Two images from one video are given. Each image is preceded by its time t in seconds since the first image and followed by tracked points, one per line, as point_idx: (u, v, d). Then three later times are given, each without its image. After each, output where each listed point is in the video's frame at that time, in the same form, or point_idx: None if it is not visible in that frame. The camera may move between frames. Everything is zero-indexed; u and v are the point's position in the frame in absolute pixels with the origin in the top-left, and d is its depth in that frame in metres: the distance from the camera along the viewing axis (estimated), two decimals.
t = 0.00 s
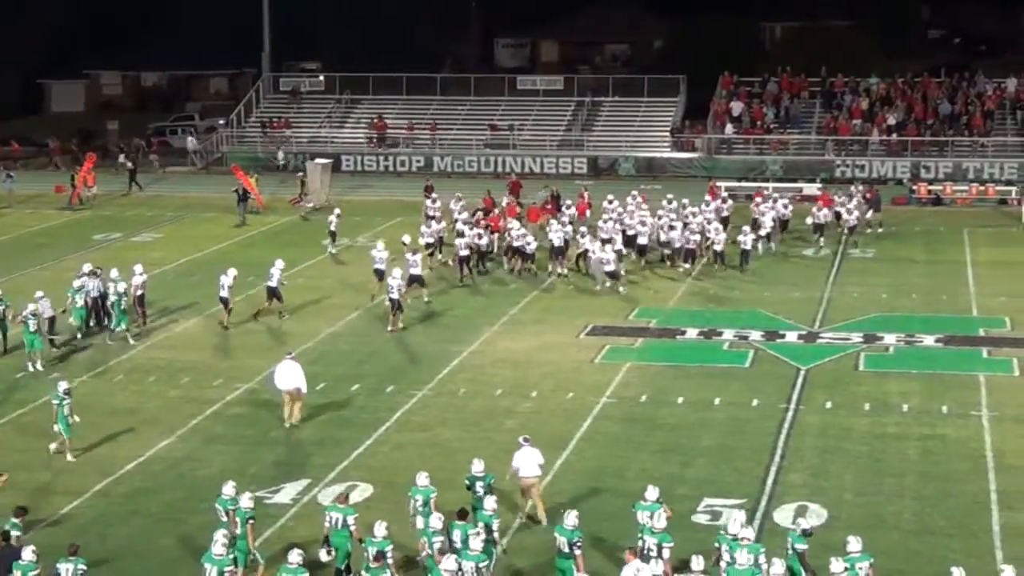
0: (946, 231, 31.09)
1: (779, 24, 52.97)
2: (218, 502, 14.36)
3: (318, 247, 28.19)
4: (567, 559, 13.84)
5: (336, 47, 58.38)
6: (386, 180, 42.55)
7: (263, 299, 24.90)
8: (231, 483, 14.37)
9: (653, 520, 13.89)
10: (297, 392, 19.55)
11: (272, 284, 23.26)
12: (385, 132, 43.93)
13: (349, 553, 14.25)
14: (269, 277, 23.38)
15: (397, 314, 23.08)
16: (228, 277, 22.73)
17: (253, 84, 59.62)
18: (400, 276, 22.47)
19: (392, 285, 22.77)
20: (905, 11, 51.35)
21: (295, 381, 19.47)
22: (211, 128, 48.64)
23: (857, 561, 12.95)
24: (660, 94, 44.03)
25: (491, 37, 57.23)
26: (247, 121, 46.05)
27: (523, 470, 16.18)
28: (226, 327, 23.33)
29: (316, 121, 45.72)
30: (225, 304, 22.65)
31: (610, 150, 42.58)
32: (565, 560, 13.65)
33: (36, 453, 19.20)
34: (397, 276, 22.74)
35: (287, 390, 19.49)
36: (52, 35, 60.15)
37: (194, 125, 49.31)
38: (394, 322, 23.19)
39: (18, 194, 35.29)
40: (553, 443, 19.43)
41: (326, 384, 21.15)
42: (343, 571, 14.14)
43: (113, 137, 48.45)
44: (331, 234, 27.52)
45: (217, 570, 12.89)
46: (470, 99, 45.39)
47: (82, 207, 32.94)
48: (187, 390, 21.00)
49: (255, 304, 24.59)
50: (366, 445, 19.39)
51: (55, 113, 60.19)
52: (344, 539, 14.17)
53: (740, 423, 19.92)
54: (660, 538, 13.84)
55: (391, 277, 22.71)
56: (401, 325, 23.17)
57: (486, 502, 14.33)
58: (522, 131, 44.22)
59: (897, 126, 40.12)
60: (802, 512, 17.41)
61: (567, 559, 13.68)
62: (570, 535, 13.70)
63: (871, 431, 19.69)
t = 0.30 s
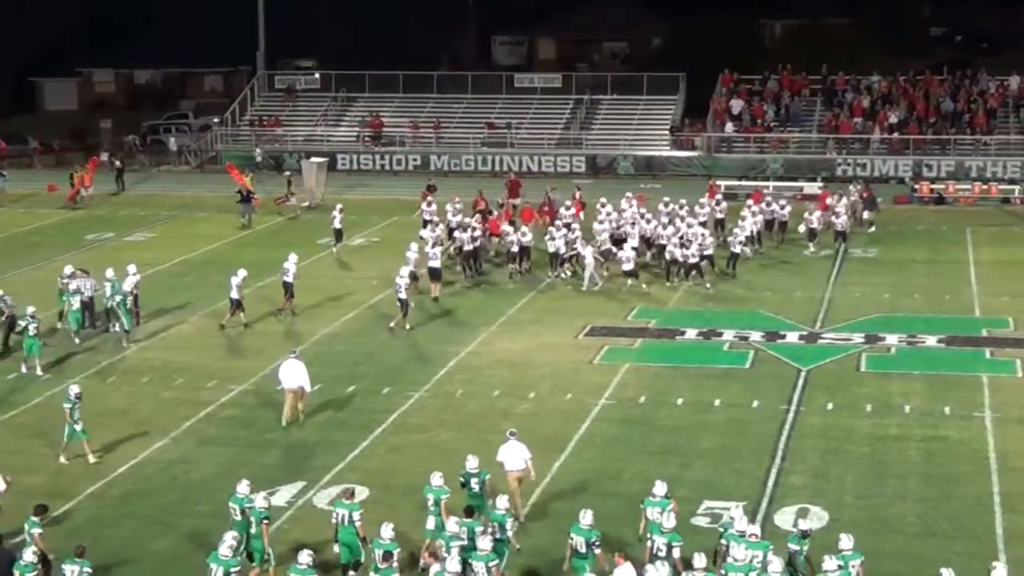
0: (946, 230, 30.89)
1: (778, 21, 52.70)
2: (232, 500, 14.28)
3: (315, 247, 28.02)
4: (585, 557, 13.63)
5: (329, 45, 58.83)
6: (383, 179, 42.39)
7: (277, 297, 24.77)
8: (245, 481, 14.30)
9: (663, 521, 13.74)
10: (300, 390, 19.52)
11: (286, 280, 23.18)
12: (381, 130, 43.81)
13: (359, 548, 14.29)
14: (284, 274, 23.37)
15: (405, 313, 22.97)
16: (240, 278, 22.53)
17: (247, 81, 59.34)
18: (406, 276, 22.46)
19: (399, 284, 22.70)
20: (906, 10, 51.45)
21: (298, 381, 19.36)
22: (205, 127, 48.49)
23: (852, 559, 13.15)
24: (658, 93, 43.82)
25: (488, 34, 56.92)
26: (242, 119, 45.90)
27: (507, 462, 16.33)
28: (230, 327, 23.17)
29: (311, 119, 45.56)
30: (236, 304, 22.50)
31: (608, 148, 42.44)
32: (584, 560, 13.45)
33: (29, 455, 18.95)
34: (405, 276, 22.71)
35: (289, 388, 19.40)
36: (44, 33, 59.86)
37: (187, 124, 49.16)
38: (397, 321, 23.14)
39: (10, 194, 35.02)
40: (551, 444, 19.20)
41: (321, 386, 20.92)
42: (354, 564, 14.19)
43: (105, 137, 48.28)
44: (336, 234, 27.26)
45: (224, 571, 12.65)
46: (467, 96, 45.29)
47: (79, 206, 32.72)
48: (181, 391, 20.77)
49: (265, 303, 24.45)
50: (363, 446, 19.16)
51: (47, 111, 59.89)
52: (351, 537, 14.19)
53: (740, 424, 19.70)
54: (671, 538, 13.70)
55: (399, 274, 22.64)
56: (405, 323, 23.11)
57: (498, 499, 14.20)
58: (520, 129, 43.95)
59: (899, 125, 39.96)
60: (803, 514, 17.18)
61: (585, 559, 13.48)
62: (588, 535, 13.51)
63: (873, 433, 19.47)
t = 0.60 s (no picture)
0: (953, 228, 30.29)
1: (781, 14, 51.82)
2: (236, 503, 14.00)
3: (305, 247, 27.43)
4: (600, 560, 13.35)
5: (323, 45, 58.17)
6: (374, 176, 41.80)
7: (284, 297, 24.27)
8: (248, 483, 14.02)
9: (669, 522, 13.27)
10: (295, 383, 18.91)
11: (295, 277, 22.78)
12: (372, 125, 43.23)
13: (361, 550, 14.05)
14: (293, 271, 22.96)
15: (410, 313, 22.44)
16: (240, 275, 21.96)
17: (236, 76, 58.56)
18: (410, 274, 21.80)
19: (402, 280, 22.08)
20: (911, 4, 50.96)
21: (297, 374, 18.74)
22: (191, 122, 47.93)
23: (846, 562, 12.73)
24: (657, 88, 43.30)
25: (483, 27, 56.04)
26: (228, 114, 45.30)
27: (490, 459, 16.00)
28: (239, 327, 22.60)
29: (301, 114, 44.96)
30: (238, 302, 21.90)
31: (605, 145, 41.89)
32: (597, 562, 13.17)
33: (8, 461, 18.36)
34: (408, 272, 22.08)
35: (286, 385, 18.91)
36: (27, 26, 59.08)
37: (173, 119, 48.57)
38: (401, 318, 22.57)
39: None
40: (548, 449, 18.61)
41: (308, 389, 20.35)
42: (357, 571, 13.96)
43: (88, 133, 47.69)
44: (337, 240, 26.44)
45: None
46: (461, 91, 44.58)
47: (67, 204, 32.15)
48: (166, 394, 20.19)
49: (261, 301, 23.94)
50: (353, 451, 18.56)
51: (29, 105, 59.08)
52: (355, 540, 13.90)
53: (742, 428, 19.11)
54: (677, 538, 13.20)
55: (402, 271, 22.02)
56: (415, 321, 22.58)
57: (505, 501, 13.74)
58: (515, 124, 43.43)
59: (906, 119, 39.35)
60: (806, 520, 16.59)
61: (599, 562, 13.20)
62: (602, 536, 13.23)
63: (879, 437, 18.88)
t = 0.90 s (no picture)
0: (960, 226, 29.63)
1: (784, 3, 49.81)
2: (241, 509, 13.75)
3: (298, 246, 26.79)
4: (615, 563, 12.87)
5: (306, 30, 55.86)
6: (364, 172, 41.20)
7: (275, 296, 23.78)
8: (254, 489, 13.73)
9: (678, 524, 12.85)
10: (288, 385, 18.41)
11: (303, 277, 22.17)
12: (362, 120, 42.64)
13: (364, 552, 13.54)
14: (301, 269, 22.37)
15: (413, 313, 21.87)
16: (245, 271, 21.28)
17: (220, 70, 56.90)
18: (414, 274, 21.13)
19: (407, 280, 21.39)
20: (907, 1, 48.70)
21: (291, 375, 18.35)
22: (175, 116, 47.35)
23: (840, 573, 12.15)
24: (656, 80, 42.79)
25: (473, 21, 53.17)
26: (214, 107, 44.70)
27: (470, 461, 15.45)
28: (229, 328, 22.11)
29: (290, 108, 44.39)
30: (240, 303, 21.24)
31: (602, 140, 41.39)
32: (613, 566, 12.72)
33: None
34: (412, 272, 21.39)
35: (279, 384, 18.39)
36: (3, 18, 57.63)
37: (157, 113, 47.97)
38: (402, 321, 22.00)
39: None
40: (542, 454, 18.02)
41: (296, 392, 19.78)
42: (362, 573, 13.48)
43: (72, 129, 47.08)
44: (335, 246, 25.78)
45: None
46: (454, 85, 44.13)
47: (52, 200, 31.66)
48: (150, 397, 19.61)
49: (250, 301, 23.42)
50: (342, 456, 17.96)
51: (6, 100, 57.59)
52: (358, 541, 13.42)
53: (742, 432, 18.52)
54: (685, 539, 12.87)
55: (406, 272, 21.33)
56: (421, 325, 22.03)
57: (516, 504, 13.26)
58: (509, 119, 42.88)
59: (911, 114, 38.82)
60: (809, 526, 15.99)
61: (615, 566, 12.73)
62: (618, 539, 12.76)
63: (884, 441, 18.30)
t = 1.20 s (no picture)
0: (966, 225, 28.97)
1: None
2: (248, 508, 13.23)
3: (287, 245, 26.18)
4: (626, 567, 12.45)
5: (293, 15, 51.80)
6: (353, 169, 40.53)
7: (267, 297, 23.25)
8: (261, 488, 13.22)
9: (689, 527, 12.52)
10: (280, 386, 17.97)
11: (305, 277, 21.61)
12: (350, 116, 42.02)
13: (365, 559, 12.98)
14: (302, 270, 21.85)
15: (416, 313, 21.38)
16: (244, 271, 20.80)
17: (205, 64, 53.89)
18: (417, 272, 20.73)
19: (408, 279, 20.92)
20: None
21: (281, 374, 17.88)
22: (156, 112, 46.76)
23: None
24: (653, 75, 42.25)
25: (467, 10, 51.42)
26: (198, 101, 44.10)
27: (448, 457, 14.69)
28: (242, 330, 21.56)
29: (275, 103, 43.83)
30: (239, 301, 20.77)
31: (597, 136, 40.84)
32: (626, 569, 12.31)
33: None
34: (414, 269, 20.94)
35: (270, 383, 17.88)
36: None
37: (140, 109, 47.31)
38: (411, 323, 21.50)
39: None
40: (535, 458, 17.45)
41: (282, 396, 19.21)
42: None
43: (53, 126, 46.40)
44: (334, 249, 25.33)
45: None
46: (444, 79, 43.55)
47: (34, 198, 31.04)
48: (132, 401, 19.04)
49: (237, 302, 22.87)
50: (330, 461, 17.38)
51: None
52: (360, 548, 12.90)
53: (742, 436, 17.96)
54: (697, 544, 12.48)
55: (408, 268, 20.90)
56: (417, 324, 21.53)
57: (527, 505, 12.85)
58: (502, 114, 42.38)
59: (916, 108, 38.30)
60: (811, 533, 15.43)
61: (627, 569, 12.31)
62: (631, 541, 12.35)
63: (888, 445, 17.75)
